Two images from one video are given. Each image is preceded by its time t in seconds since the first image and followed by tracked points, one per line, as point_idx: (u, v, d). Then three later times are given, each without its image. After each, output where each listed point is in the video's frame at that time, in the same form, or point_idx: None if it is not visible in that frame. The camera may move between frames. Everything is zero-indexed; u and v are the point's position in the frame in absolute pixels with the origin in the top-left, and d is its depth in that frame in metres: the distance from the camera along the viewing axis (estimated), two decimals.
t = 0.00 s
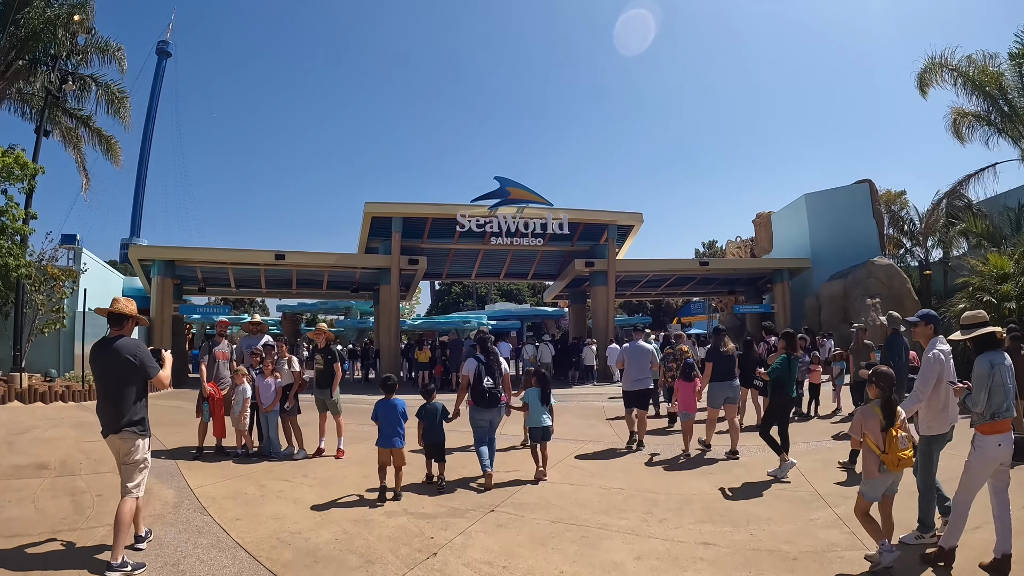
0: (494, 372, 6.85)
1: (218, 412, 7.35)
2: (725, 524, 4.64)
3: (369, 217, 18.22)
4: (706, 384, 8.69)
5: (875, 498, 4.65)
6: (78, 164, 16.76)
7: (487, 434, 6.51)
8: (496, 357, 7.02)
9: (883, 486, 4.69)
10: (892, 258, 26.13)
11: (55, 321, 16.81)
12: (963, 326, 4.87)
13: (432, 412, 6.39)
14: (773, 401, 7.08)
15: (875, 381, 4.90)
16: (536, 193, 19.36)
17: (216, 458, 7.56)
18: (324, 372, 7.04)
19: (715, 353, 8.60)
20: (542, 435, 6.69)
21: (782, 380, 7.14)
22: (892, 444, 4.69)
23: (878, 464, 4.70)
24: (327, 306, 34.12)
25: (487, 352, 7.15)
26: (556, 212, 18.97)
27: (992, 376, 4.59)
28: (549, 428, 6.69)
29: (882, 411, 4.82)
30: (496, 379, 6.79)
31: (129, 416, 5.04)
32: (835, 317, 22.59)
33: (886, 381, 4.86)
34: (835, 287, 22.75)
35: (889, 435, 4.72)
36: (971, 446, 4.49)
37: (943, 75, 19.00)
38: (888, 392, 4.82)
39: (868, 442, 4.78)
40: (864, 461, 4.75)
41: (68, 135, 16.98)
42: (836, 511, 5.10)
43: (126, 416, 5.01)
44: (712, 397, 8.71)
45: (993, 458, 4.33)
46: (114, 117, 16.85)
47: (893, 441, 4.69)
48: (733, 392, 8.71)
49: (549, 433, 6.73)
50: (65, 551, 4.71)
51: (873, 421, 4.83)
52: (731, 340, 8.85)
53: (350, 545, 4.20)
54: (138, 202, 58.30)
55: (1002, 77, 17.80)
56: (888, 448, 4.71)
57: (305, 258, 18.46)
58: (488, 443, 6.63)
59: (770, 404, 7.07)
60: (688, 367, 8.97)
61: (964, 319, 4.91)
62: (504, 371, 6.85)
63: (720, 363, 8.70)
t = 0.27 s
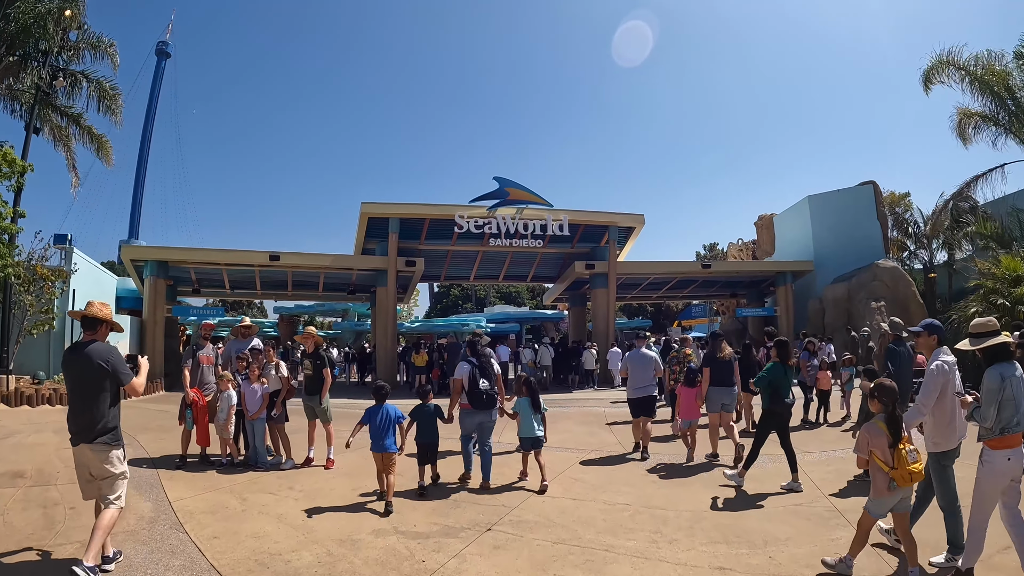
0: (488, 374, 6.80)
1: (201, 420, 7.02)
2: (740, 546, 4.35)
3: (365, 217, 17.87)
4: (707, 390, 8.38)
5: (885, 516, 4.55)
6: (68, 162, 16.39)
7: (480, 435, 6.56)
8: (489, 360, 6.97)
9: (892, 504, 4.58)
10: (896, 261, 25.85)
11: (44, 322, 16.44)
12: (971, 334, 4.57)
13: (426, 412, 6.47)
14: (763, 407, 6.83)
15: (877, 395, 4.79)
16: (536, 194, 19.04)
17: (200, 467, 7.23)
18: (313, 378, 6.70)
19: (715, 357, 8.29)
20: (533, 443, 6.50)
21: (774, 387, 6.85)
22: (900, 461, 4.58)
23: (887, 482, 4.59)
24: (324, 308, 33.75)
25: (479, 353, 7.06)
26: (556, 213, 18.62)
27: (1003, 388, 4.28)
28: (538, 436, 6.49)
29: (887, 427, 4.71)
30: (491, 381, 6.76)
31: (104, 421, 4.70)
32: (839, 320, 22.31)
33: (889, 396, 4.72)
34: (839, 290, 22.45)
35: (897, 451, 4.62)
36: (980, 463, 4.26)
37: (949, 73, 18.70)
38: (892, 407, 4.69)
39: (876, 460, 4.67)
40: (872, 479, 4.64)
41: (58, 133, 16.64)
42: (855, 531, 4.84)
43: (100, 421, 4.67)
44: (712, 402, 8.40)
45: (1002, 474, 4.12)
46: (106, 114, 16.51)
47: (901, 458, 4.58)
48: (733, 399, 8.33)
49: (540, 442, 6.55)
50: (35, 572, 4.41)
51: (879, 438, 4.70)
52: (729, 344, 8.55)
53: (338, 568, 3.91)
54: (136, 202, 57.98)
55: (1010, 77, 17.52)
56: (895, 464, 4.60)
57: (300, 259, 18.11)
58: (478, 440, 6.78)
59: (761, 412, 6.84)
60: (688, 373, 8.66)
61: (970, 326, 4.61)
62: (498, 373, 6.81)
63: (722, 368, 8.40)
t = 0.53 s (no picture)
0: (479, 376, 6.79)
1: (188, 422, 6.65)
2: (764, 564, 4.03)
3: (364, 216, 17.51)
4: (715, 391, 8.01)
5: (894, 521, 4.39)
6: (61, 158, 16.06)
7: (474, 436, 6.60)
8: (482, 361, 6.94)
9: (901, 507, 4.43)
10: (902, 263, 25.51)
11: (36, 321, 16.09)
12: (991, 329, 4.16)
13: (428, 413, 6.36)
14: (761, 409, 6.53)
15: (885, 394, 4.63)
16: (538, 193, 18.70)
17: (185, 473, 6.85)
18: (307, 378, 6.34)
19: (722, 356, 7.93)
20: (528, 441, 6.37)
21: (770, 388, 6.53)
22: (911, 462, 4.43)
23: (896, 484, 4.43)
24: (323, 309, 33.39)
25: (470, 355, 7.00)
26: (559, 213, 18.24)
27: None
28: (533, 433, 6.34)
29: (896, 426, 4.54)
30: (483, 384, 6.73)
31: (84, 415, 4.33)
32: (845, 322, 21.99)
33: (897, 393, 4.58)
34: (845, 292, 22.11)
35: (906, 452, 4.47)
36: (1005, 468, 3.77)
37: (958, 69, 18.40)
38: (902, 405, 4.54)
39: (884, 461, 4.53)
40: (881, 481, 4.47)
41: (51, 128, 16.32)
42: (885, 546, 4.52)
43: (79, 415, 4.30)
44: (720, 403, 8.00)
45: None
46: (100, 109, 16.19)
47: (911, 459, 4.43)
48: (739, 398, 7.97)
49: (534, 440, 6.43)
50: None
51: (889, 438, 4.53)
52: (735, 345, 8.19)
53: None
54: (136, 201, 57.62)
55: (1020, 74, 17.20)
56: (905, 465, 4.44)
57: (297, 258, 17.76)
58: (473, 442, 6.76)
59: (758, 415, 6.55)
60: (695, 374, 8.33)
61: (990, 321, 4.21)
62: (490, 375, 6.78)
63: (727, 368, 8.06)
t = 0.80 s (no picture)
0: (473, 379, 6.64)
1: (172, 430, 6.32)
2: None
3: (362, 216, 17.15)
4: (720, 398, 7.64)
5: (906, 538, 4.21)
6: (53, 155, 15.73)
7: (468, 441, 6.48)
8: (478, 364, 6.80)
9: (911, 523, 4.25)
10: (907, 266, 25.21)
11: (26, 322, 15.74)
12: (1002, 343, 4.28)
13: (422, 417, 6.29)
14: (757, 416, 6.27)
15: (892, 405, 4.41)
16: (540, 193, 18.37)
17: (171, 482, 6.55)
18: (297, 384, 6.00)
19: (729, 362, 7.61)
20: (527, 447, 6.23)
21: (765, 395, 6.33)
22: (922, 476, 4.25)
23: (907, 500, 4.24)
24: (321, 311, 33.04)
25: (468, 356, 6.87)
26: (561, 214, 17.88)
27: None
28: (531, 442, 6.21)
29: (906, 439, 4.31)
30: (477, 387, 6.59)
31: (70, 424, 4.00)
32: (851, 326, 21.68)
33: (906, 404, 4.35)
34: (850, 295, 21.78)
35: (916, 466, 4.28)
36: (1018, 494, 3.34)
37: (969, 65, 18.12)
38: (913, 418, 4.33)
39: (895, 476, 4.25)
40: (892, 497, 4.26)
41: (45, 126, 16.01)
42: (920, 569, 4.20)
43: (65, 423, 3.97)
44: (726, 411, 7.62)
45: None
46: (94, 106, 15.88)
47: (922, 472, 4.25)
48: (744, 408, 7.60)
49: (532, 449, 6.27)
50: None
51: (899, 452, 4.29)
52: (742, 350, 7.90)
53: None
54: (135, 203, 57.28)
55: None
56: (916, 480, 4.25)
57: (294, 259, 17.42)
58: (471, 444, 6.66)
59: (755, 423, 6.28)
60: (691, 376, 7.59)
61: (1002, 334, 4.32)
62: (485, 378, 6.66)
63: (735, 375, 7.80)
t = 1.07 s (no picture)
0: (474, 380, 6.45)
1: (153, 433, 6.02)
2: None
3: (360, 214, 16.78)
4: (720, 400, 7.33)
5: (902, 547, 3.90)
6: (43, 150, 15.38)
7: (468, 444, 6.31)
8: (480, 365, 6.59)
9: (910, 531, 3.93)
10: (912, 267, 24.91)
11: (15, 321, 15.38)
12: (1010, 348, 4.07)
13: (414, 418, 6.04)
14: (752, 420, 6.18)
15: (897, 405, 4.04)
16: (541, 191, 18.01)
17: (152, 488, 6.22)
18: (284, 385, 5.71)
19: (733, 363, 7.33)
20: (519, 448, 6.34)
21: (762, 398, 6.22)
22: (922, 480, 3.90)
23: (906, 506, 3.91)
24: (319, 311, 32.68)
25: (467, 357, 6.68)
26: (563, 212, 17.52)
27: None
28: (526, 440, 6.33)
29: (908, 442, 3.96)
30: (478, 390, 6.38)
31: (55, 433, 3.79)
32: (856, 328, 21.33)
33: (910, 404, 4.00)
34: (855, 297, 21.45)
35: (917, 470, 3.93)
36: None
37: (979, 61, 17.80)
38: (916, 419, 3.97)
39: (894, 480, 3.94)
40: (889, 502, 3.93)
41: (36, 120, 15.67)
42: None
43: (49, 432, 3.76)
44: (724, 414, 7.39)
45: None
46: (86, 100, 15.54)
47: (923, 477, 3.90)
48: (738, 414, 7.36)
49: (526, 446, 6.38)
50: None
51: (899, 455, 3.95)
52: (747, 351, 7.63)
53: None
54: (132, 202, 56.92)
55: None
56: (916, 484, 3.90)
57: (290, 257, 17.08)
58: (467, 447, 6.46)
59: (749, 427, 6.18)
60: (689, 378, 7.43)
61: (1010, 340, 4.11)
62: (487, 380, 6.46)
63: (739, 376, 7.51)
